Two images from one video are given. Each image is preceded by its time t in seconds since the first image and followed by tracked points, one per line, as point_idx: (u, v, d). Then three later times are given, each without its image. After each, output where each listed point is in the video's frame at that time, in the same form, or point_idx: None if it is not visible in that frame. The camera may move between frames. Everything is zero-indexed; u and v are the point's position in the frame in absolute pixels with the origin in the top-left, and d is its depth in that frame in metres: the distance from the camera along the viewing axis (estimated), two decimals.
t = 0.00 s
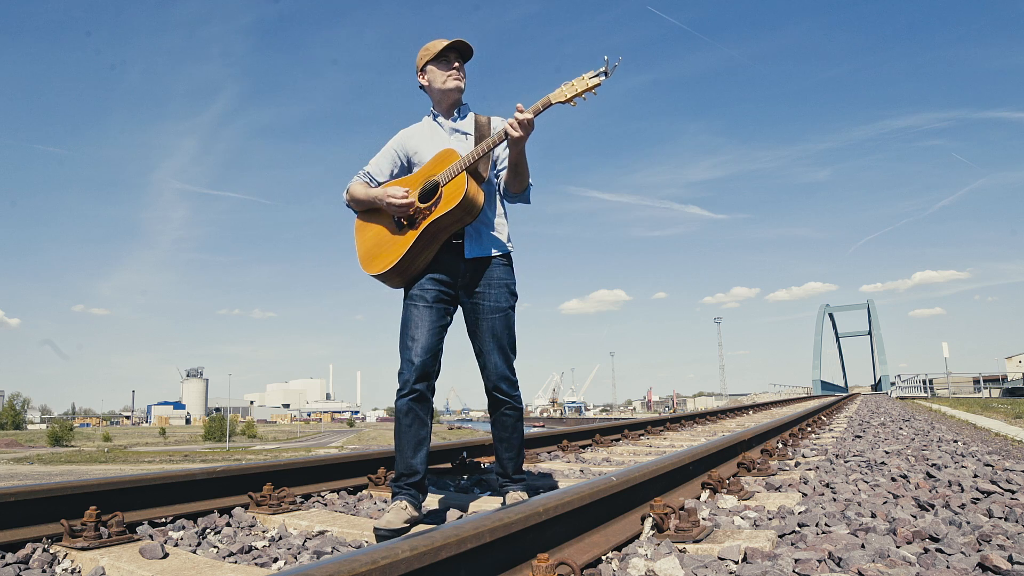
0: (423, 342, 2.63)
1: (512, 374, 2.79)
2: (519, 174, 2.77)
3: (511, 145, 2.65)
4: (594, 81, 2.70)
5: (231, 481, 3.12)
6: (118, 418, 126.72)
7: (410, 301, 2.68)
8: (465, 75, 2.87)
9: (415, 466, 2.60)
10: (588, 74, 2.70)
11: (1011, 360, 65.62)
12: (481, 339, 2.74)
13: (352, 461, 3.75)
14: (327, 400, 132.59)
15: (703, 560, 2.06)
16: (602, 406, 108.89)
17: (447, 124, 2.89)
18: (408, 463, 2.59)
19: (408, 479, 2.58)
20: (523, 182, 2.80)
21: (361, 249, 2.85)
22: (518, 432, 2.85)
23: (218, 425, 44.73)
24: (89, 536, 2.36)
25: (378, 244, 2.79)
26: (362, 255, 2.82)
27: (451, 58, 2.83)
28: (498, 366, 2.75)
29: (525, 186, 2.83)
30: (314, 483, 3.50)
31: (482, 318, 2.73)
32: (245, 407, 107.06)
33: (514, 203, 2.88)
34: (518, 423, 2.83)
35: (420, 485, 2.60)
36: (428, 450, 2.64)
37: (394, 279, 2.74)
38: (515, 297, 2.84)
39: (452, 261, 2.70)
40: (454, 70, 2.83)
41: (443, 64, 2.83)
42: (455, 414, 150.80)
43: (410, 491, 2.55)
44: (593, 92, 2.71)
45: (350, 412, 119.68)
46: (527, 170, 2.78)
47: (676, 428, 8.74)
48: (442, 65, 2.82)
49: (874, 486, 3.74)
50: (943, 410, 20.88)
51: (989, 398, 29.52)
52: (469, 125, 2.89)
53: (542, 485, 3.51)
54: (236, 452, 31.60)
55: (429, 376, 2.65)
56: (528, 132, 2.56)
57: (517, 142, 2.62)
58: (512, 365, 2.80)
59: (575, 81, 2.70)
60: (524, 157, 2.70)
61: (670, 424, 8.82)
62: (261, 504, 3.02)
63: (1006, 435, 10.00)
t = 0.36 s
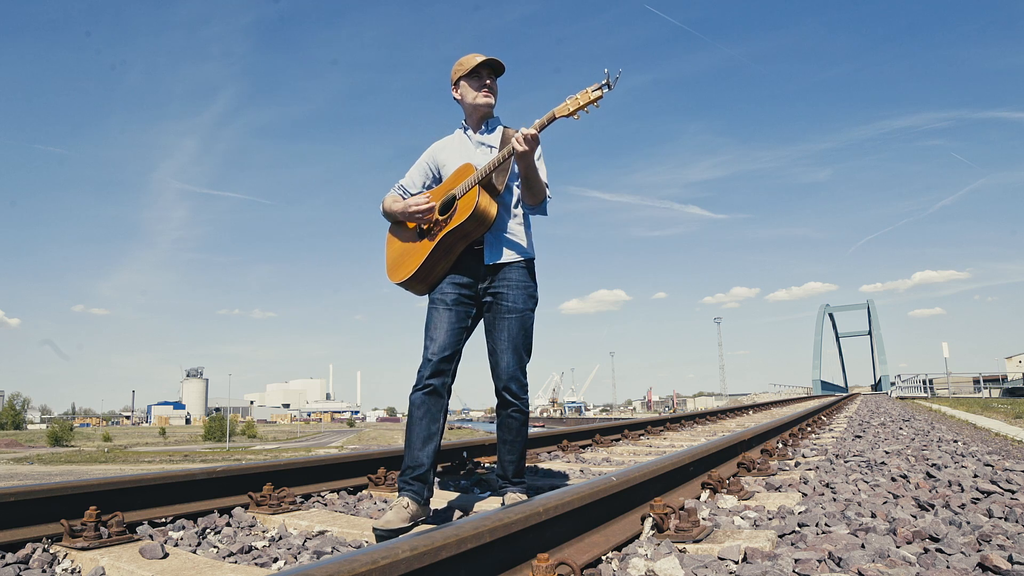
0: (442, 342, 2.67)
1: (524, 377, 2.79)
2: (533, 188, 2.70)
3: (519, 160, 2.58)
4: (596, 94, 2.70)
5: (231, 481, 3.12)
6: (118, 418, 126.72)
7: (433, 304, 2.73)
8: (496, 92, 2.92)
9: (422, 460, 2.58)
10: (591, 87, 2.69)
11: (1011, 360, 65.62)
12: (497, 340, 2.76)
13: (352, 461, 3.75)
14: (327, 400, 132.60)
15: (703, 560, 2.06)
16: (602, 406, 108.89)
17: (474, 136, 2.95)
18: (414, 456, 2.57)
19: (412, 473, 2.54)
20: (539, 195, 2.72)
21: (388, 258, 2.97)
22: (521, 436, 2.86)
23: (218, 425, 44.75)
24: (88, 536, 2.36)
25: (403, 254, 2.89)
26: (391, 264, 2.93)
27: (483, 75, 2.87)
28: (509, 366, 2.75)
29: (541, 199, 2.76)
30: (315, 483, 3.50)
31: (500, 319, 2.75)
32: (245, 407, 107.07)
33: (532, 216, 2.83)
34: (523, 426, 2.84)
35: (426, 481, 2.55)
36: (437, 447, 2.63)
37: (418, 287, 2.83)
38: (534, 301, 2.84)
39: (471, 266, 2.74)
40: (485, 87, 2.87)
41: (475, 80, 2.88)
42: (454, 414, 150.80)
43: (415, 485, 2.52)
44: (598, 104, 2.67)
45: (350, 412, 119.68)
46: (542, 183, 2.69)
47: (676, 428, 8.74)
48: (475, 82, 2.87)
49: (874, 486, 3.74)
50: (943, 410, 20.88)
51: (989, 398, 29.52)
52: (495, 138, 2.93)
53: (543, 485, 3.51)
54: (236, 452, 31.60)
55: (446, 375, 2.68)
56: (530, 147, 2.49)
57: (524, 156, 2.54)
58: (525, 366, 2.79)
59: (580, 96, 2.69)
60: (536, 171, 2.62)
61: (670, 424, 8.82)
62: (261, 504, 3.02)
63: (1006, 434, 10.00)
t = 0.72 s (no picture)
0: (448, 345, 2.67)
1: (527, 379, 2.78)
2: (541, 196, 2.66)
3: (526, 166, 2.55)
4: (599, 100, 2.70)
5: (232, 481, 3.12)
6: (118, 418, 126.72)
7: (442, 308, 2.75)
8: (513, 104, 2.89)
9: (436, 464, 2.58)
10: (595, 93, 2.69)
11: (1011, 360, 65.61)
12: (502, 342, 2.75)
13: (352, 461, 3.75)
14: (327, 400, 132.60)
15: (703, 560, 2.06)
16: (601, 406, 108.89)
17: (492, 145, 2.95)
18: (428, 461, 2.57)
19: (426, 475, 2.55)
20: (546, 204, 2.70)
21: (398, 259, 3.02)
22: (522, 438, 2.84)
23: (218, 425, 44.76)
24: (88, 536, 2.36)
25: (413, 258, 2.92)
26: (401, 267, 2.97)
27: (498, 88, 2.85)
28: (514, 368, 2.73)
29: (549, 206, 2.73)
30: (315, 483, 3.50)
31: (504, 322, 2.74)
32: (245, 407, 107.07)
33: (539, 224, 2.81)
34: (524, 429, 2.83)
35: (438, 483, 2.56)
36: (450, 450, 2.63)
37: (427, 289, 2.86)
38: (540, 303, 2.82)
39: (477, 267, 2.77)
40: (499, 101, 2.86)
41: (491, 94, 2.89)
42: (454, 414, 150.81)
43: (428, 489, 2.52)
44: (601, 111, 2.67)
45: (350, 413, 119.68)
46: (548, 191, 2.67)
47: (676, 428, 8.74)
48: (490, 96, 2.88)
49: (874, 486, 3.74)
50: (942, 410, 20.88)
51: (989, 398, 29.50)
52: (511, 148, 2.91)
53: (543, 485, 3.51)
54: (236, 452, 31.59)
55: (454, 378, 2.68)
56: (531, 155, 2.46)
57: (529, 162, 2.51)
58: (529, 368, 2.78)
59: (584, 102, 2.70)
60: (541, 178, 2.59)
61: (670, 424, 8.82)
62: (261, 504, 3.02)
63: (1006, 435, 9.99)
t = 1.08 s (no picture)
0: (454, 344, 2.67)
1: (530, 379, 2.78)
2: (549, 201, 2.68)
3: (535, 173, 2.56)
4: (614, 111, 2.69)
5: (232, 481, 3.12)
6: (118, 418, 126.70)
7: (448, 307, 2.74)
8: (515, 101, 2.87)
9: (441, 462, 2.59)
10: (609, 105, 2.68)
11: (1011, 360, 65.60)
12: (505, 341, 2.75)
13: (352, 461, 3.75)
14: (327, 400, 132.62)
15: (703, 560, 2.06)
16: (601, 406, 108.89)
17: (500, 144, 2.95)
18: (434, 459, 2.59)
19: (430, 474, 2.56)
20: (552, 209, 2.71)
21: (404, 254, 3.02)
22: (523, 437, 2.85)
23: (218, 425, 44.77)
24: (89, 536, 2.36)
25: (417, 255, 2.92)
26: (405, 264, 2.97)
27: (500, 87, 2.84)
28: (516, 367, 2.73)
29: (556, 212, 2.74)
30: (315, 483, 3.50)
31: (508, 321, 2.74)
32: (245, 407, 107.07)
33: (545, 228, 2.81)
34: (526, 428, 2.83)
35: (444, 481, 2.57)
36: (456, 450, 2.64)
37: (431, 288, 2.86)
38: (544, 303, 2.83)
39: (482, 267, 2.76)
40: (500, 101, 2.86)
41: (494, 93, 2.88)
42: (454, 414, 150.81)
43: (434, 487, 2.53)
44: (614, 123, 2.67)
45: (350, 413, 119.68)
46: (556, 197, 2.68)
47: (676, 428, 8.74)
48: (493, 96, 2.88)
49: (874, 486, 3.74)
50: (942, 409, 20.89)
51: (989, 398, 29.50)
52: (521, 147, 2.91)
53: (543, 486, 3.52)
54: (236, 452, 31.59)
55: (460, 378, 2.67)
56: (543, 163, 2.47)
57: (539, 170, 2.52)
58: (531, 368, 2.79)
59: (598, 112, 2.69)
60: (550, 184, 2.60)
61: (670, 424, 8.82)
62: (261, 504, 3.02)
63: (1005, 435, 9.99)
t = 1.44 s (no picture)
0: (458, 350, 2.66)
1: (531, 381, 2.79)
2: (555, 210, 2.76)
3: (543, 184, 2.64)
4: (630, 134, 2.70)
5: (232, 481, 3.12)
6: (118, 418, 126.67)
7: (449, 314, 2.72)
8: (514, 105, 2.87)
9: (448, 468, 2.58)
10: (625, 126, 2.69)
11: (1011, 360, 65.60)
12: (506, 343, 2.74)
13: (352, 461, 3.75)
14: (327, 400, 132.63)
15: (703, 560, 2.06)
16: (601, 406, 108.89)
17: (501, 147, 2.95)
18: (441, 466, 2.57)
19: (439, 477, 2.57)
20: (558, 218, 2.78)
21: (400, 256, 2.99)
22: (523, 438, 2.85)
23: (218, 425, 44.78)
24: (88, 536, 2.36)
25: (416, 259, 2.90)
26: (402, 266, 2.94)
27: (499, 90, 2.84)
28: (518, 368, 2.73)
29: (560, 221, 2.81)
30: (315, 483, 3.50)
31: (509, 323, 2.74)
32: (245, 407, 107.07)
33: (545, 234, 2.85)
34: (525, 429, 2.83)
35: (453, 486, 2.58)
36: (462, 455, 2.63)
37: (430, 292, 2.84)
38: (545, 304, 2.83)
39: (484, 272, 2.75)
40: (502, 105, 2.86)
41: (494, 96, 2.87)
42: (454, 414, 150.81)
43: (442, 488, 2.53)
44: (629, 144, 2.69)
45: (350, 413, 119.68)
46: (562, 207, 2.77)
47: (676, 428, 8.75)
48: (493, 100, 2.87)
49: (874, 486, 3.74)
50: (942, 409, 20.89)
51: (989, 398, 29.49)
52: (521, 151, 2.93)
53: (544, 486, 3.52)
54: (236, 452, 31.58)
55: (464, 384, 2.67)
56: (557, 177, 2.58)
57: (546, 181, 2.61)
58: (533, 369, 2.79)
59: (613, 132, 2.70)
60: (558, 195, 2.70)
61: (670, 424, 8.82)
62: (261, 504, 3.02)
63: (1006, 434, 9.98)
